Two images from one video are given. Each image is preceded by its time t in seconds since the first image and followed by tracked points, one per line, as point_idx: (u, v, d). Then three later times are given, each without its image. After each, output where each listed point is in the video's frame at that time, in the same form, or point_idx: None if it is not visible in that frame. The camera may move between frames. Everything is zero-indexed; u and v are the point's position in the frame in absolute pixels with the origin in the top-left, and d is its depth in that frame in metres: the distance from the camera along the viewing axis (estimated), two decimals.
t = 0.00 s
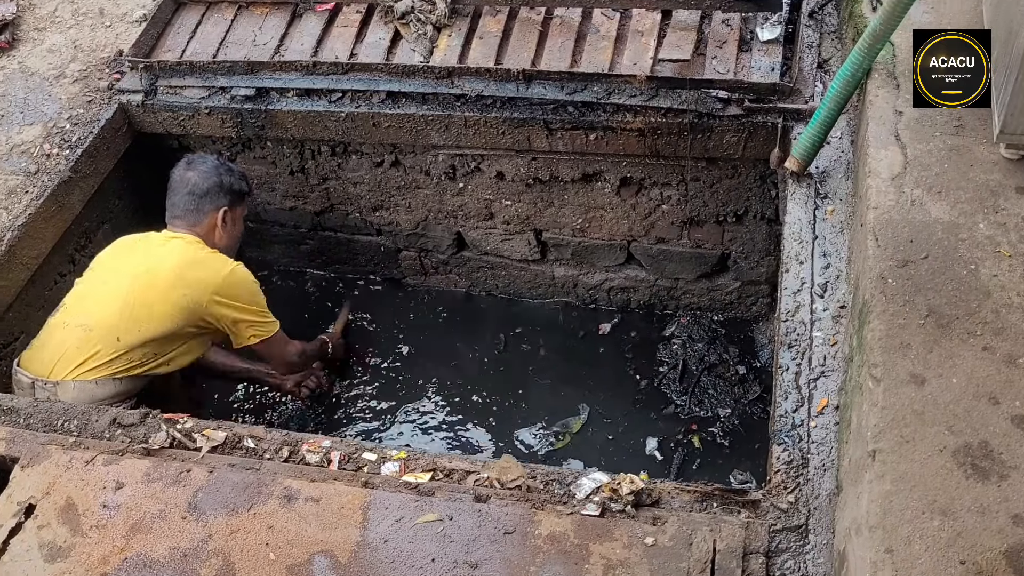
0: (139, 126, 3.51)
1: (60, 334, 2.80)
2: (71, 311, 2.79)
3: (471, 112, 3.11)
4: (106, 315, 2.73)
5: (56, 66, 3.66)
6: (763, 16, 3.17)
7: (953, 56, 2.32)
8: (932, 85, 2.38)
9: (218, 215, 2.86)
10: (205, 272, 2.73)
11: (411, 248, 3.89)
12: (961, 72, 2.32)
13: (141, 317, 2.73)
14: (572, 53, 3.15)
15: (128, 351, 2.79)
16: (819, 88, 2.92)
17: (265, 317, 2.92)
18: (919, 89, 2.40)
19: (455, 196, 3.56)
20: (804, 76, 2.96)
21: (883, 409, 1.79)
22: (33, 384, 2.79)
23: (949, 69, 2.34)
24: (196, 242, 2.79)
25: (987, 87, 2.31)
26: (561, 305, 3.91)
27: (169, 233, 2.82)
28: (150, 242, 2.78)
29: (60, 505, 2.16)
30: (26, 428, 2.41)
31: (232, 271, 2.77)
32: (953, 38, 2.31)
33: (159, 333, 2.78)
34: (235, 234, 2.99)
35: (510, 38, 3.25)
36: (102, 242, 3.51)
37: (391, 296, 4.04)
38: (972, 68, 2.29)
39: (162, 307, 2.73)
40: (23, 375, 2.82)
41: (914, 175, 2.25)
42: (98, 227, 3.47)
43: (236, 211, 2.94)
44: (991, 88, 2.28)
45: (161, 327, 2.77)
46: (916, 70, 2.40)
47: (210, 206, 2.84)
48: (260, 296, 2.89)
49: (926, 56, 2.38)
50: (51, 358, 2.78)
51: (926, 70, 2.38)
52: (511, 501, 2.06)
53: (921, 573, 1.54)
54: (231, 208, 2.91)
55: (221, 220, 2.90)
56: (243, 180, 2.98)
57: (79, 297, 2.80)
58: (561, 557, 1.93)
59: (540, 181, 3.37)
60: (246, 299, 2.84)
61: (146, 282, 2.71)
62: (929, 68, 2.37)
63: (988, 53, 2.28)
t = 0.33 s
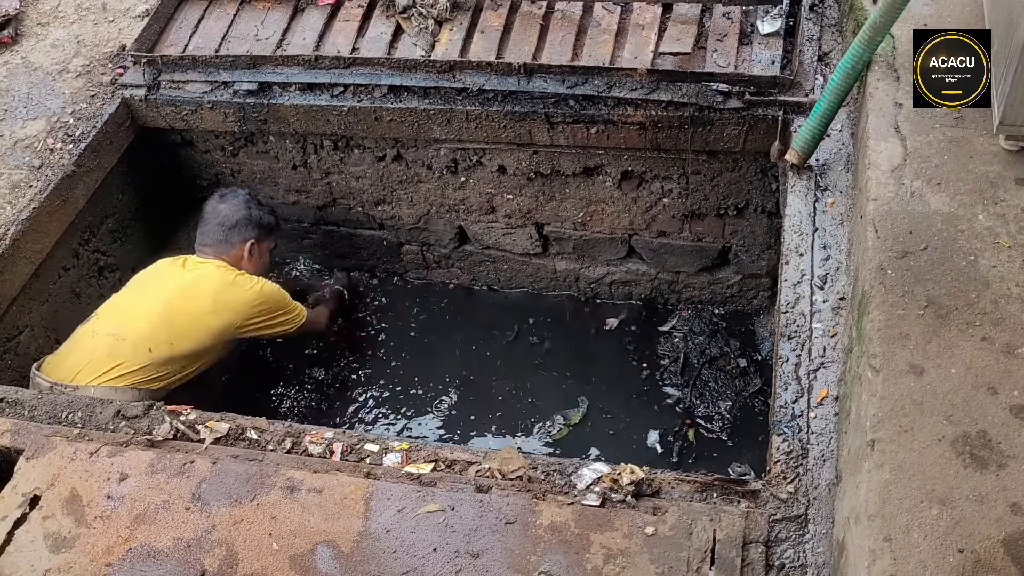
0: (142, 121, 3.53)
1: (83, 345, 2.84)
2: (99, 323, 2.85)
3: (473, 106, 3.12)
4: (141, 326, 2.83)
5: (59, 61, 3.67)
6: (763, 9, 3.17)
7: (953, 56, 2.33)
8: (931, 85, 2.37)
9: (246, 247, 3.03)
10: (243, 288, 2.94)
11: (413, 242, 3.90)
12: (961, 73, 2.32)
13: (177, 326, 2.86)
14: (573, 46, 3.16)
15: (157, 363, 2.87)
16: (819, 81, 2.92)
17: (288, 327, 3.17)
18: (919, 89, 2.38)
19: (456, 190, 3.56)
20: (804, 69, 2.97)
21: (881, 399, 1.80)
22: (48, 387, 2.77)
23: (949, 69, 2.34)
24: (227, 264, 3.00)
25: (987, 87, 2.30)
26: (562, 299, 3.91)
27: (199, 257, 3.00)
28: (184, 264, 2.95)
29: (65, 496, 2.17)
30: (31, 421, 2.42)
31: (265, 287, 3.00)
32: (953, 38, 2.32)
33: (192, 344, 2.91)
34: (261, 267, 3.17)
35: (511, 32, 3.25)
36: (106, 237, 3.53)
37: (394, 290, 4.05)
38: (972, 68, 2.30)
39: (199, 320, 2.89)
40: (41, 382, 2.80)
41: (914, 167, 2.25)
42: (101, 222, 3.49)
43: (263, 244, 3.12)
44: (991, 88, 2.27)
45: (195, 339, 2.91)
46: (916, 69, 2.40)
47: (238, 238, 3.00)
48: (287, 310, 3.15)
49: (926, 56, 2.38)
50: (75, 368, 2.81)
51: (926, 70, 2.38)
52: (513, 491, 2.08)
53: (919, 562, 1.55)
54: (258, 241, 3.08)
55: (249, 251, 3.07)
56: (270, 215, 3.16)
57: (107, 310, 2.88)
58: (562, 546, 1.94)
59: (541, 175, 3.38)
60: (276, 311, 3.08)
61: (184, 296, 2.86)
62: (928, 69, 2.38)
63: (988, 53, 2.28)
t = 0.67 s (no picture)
0: (142, 121, 3.53)
1: (78, 341, 2.86)
2: (94, 320, 2.86)
3: (473, 106, 3.12)
4: (128, 326, 2.80)
5: (59, 61, 3.67)
6: (763, 8, 3.17)
7: (953, 57, 2.29)
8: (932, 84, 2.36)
9: (250, 250, 2.99)
10: (227, 294, 2.79)
11: (413, 241, 3.90)
12: (961, 73, 2.29)
13: (160, 328, 2.79)
14: (573, 46, 3.16)
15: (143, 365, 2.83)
16: (818, 81, 2.92)
17: (282, 344, 2.94)
18: (919, 88, 2.38)
19: (456, 189, 3.56)
20: (804, 68, 2.97)
21: (880, 399, 1.80)
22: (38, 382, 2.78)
23: (949, 69, 2.31)
24: (223, 270, 2.89)
25: (987, 85, 2.28)
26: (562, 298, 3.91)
27: (201, 261, 2.92)
28: (183, 267, 2.89)
29: (65, 496, 2.18)
30: (31, 421, 2.43)
31: (252, 298, 2.83)
32: (953, 38, 2.28)
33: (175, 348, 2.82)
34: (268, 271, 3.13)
35: (510, 32, 3.25)
36: (106, 237, 3.53)
37: (396, 289, 4.05)
38: (972, 69, 2.26)
39: (181, 324, 2.79)
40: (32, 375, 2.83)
41: (913, 166, 2.26)
42: (102, 222, 3.50)
43: (269, 248, 3.08)
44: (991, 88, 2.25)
45: (180, 343, 2.82)
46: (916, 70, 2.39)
47: (242, 241, 2.98)
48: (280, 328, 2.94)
49: (926, 56, 2.35)
50: (66, 364, 2.82)
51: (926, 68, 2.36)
52: (512, 491, 2.08)
53: (917, 561, 1.55)
54: (262, 244, 3.04)
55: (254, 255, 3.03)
56: (277, 220, 3.12)
57: (106, 309, 2.89)
58: (561, 546, 1.94)
59: (541, 174, 3.38)
60: (263, 325, 2.87)
61: (171, 299, 2.79)
62: (928, 68, 2.35)
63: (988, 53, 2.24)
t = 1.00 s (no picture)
0: (139, 121, 3.53)
1: (52, 332, 2.80)
2: (65, 309, 2.77)
3: (471, 106, 3.12)
4: (95, 315, 2.70)
5: (57, 61, 3.67)
6: (761, 8, 3.17)
7: (953, 57, 2.26)
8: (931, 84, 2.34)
9: (221, 216, 2.73)
10: (193, 274, 2.60)
11: (412, 241, 3.89)
12: (962, 73, 2.27)
13: (128, 315, 2.67)
14: (571, 45, 3.15)
15: (114, 355, 2.74)
16: (817, 80, 2.91)
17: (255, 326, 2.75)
18: (919, 89, 2.37)
19: (455, 190, 3.56)
20: (803, 68, 2.96)
21: (878, 400, 1.80)
22: (20, 377, 2.79)
23: (950, 69, 2.29)
24: (193, 243, 2.68)
25: (987, 87, 2.26)
26: (561, 298, 3.91)
27: (174, 231, 2.74)
28: (150, 242, 2.71)
29: (62, 497, 2.17)
30: (28, 422, 2.42)
31: (219, 276, 2.62)
32: (953, 38, 2.25)
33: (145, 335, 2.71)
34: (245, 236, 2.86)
35: (508, 32, 3.25)
36: (104, 238, 3.53)
37: (397, 289, 4.05)
38: (972, 69, 2.24)
39: (149, 309, 2.66)
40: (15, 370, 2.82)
41: (912, 166, 2.25)
42: (99, 222, 3.49)
43: (243, 212, 2.80)
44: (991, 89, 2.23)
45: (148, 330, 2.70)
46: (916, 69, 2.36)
47: (212, 208, 2.71)
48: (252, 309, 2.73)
49: (926, 56, 2.32)
50: (41, 357, 2.78)
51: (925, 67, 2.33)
52: (510, 492, 2.08)
53: (915, 563, 1.55)
54: (236, 209, 2.77)
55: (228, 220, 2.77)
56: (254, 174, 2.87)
57: (77, 293, 2.78)
58: (558, 547, 1.94)
59: (540, 174, 3.38)
60: (231, 307, 2.66)
61: (136, 283, 2.65)
62: (928, 68, 2.33)
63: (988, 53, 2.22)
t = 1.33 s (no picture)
0: (139, 122, 3.53)
1: (46, 331, 2.80)
2: (57, 310, 2.76)
3: (470, 106, 3.11)
4: (88, 315, 2.69)
5: (56, 62, 3.66)
6: (762, 7, 3.16)
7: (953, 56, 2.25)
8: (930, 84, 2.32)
9: (213, 211, 2.70)
10: (190, 274, 2.59)
11: (412, 241, 3.89)
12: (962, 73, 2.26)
13: (120, 317, 2.66)
14: (571, 45, 3.15)
15: (107, 357, 2.73)
16: (817, 80, 2.92)
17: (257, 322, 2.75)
18: (919, 89, 2.35)
19: (455, 190, 3.55)
20: (803, 67, 2.97)
21: (879, 401, 1.79)
22: (14, 376, 2.80)
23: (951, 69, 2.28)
24: (190, 241, 2.66)
25: (987, 87, 2.25)
26: (562, 298, 3.90)
27: (171, 228, 2.72)
28: (145, 240, 2.69)
29: (62, 499, 2.17)
30: (27, 423, 2.42)
31: (217, 275, 2.61)
32: (953, 38, 2.23)
33: (139, 337, 2.70)
34: (243, 232, 2.82)
35: (508, 32, 3.24)
36: (104, 238, 3.52)
37: (394, 290, 4.05)
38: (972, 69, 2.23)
39: (143, 311, 2.65)
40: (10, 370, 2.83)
41: (912, 166, 2.25)
42: (99, 223, 3.49)
43: (237, 207, 2.75)
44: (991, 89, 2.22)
45: (143, 331, 2.68)
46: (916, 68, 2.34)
47: (203, 203, 2.69)
48: (253, 305, 2.73)
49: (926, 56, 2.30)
50: (35, 358, 2.78)
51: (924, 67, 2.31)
52: (510, 493, 2.07)
53: (916, 563, 1.54)
54: (229, 204, 2.72)
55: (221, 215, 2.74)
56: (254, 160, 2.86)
57: (70, 293, 2.77)
58: (558, 548, 1.94)
59: (539, 174, 3.37)
60: (231, 302, 2.66)
61: (131, 282, 2.64)
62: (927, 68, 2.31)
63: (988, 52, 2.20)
